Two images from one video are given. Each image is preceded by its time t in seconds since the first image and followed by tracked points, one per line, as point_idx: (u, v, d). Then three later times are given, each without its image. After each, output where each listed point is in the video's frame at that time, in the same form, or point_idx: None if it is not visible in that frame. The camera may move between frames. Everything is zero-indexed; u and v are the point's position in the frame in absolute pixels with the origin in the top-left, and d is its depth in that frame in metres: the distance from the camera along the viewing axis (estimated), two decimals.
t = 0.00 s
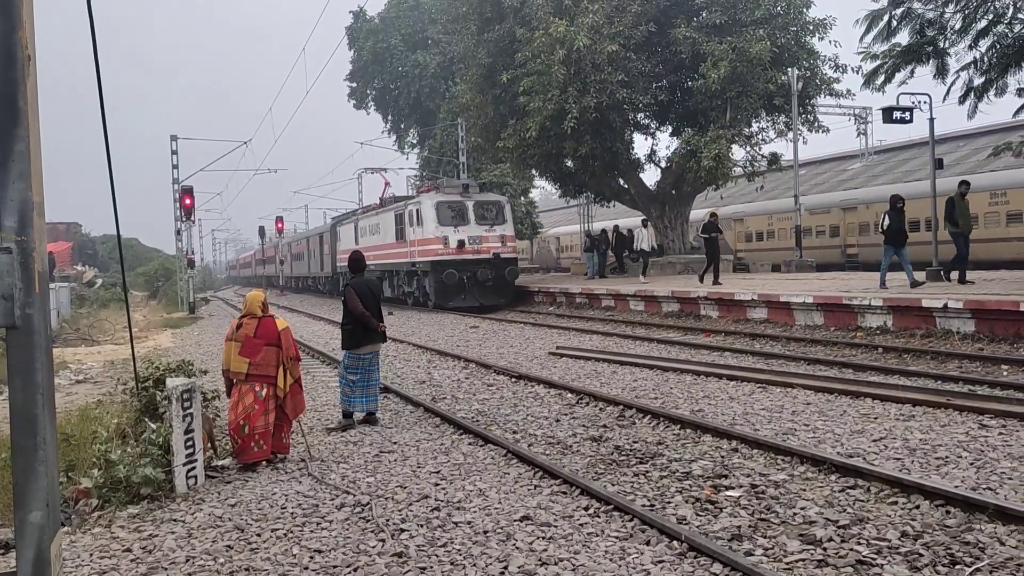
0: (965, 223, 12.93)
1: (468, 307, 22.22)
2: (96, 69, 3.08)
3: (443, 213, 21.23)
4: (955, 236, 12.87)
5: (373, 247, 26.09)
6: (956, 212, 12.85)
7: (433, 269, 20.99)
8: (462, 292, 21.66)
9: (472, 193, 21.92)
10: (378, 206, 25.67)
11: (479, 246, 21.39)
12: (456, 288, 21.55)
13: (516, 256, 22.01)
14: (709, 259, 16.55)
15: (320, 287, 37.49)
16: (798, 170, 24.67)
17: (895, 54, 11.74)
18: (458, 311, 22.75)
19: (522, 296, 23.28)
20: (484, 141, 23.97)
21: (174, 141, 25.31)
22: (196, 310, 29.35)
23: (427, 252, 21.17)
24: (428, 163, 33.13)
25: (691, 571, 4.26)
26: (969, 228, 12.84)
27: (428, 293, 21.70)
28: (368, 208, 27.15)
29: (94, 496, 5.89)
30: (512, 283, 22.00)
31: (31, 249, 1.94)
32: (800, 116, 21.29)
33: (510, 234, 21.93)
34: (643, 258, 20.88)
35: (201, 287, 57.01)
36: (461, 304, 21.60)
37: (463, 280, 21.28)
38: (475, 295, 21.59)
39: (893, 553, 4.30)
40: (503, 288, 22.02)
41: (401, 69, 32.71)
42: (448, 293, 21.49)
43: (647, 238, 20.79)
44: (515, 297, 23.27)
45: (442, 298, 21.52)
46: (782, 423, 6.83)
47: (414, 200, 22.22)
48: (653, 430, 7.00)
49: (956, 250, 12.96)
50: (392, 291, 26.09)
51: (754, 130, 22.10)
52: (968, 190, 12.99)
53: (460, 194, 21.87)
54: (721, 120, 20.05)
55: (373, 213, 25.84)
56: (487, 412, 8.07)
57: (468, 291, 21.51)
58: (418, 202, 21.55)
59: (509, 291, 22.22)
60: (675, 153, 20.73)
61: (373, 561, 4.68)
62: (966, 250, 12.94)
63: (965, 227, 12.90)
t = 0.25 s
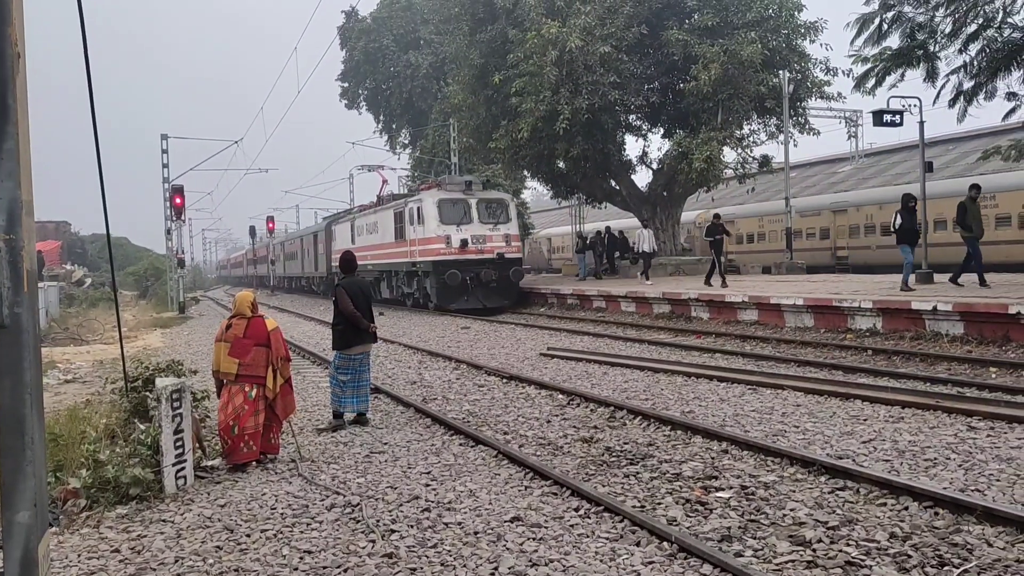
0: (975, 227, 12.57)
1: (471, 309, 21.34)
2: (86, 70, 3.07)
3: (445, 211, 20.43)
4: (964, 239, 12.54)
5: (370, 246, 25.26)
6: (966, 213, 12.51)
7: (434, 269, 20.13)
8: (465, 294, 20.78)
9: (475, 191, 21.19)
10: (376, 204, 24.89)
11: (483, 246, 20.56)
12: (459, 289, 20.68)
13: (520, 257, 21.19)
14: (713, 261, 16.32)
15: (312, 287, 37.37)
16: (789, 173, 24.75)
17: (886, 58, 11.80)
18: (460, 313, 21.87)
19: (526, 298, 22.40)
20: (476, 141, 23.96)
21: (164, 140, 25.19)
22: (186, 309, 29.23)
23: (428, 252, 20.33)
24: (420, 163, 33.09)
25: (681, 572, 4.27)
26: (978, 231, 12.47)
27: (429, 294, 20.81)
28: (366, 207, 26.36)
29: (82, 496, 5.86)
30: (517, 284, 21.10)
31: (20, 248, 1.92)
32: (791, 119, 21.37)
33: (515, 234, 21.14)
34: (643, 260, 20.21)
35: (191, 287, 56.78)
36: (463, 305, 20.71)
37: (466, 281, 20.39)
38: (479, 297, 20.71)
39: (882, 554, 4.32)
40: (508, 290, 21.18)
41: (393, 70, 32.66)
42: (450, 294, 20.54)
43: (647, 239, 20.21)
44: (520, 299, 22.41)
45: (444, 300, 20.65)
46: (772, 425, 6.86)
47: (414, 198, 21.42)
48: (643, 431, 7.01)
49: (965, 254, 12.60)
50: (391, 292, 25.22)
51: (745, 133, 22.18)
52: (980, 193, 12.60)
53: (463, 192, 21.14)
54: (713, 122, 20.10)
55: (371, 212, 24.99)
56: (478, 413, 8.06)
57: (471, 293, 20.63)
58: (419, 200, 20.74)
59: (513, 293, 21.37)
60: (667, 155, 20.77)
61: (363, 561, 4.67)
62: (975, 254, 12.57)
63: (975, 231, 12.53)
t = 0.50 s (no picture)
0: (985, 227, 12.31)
1: (474, 311, 20.64)
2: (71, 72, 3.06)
3: (448, 210, 19.71)
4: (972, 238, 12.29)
5: (370, 246, 24.51)
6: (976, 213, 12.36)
7: (437, 270, 19.45)
8: (469, 295, 20.09)
9: (479, 189, 20.46)
10: (376, 203, 24.19)
11: (487, 247, 19.84)
12: (463, 290, 19.99)
13: (526, 257, 20.46)
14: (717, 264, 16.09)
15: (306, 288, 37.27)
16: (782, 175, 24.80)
17: (876, 60, 11.86)
18: (464, 316, 21.16)
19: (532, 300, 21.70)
20: (468, 143, 23.95)
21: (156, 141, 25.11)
22: (177, 311, 29.13)
23: (431, 252, 19.64)
24: (413, 164, 33.07)
25: (673, 573, 4.27)
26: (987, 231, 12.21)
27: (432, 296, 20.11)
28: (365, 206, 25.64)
29: (73, 498, 5.84)
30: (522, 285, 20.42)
31: (8, 249, 1.91)
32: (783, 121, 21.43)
33: (520, 233, 20.40)
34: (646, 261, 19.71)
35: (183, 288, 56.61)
36: (467, 308, 20.03)
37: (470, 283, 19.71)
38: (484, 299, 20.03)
39: (872, 555, 4.34)
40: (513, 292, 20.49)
41: (386, 71, 32.62)
42: (454, 296, 19.88)
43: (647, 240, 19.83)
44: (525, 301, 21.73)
45: (447, 302, 19.95)
46: (763, 425, 6.88)
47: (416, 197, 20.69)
48: (635, 432, 7.02)
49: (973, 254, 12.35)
50: (392, 294, 24.47)
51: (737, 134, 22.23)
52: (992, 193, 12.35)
53: (466, 190, 20.43)
54: (705, 124, 20.14)
55: (371, 211, 24.24)
56: (470, 414, 8.05)
57: (475, 295, 19.95)
58: (420, 199, 20.02)
59: (519, 295, 20.68)
60: (659, 157, 20.80)
61: (354, 563, 4.66)
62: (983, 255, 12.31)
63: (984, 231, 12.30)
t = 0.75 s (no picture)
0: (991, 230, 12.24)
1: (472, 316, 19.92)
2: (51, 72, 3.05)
3: (444, 211, 19.03)
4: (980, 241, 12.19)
5: (362, 249, 23.78)
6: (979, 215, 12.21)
7: (433, 274, 18.77)
8: (465, 300, 19.39)
9: (476, 190, 19.78)
10: (369, 204, 23.47)
11: (485, 249, 19.14)
12: (459, 295, 19.29)
13: (525, 261, 19.76)
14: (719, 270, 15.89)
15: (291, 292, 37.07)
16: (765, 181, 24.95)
17: (859, 67, 11.97)
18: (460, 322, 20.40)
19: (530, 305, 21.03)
20: (453, 146, 23.92)
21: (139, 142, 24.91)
22: (160, 314, 28.91)
23: (426, 254, 18.97)
24: (398, 168, 33.00)
25: None
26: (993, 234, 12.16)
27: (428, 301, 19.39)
28: (357, 206, 24.89)
29: (52, 503, 5.78)
30: (520, 288, 19.73)
31: None
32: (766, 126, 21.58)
33: (519, 236, 19.69)
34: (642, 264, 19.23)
35: (165, 291, 56.19)
36: (464, 313, 19.33)
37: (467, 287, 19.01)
38: (481, 304, 19.35)
39: (854, 558, 4.36)
40: (512, 297, 19.82)
41: (371, 74, 32.55)
42: (450, 301, 19.19)
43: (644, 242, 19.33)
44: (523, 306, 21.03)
45: (443, 308, 19.19)
46: (747, 429, 6.90)
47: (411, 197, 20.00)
48: (619, 436, 7.03)
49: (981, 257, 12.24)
50: (384, 298, 23.71)
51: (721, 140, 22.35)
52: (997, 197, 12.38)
53: (463, 190, 19.76)
54: (689, 129, 20.25)
55: (363, 212, 23.52)
56: (454, 418, 8.03)
57: (472, 300, 19.26)
58: (416, 199, 19.35)
59: (517, 299, 20.01)
60: (644, 161, 20.87)
61: (337, 568, 4.64)
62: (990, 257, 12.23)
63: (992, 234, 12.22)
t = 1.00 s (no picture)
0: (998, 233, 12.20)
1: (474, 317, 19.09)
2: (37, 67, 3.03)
3: (445, 207, 18.16)
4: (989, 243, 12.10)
5: (359, 246, 22.93)
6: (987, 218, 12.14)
7: (433, 273, 17.97)
8: (466, 300, 18.57)
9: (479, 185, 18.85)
10: (367, 200, 22.59)
11: (487, 248, 18.21)
12: (461, 295, 18.46)
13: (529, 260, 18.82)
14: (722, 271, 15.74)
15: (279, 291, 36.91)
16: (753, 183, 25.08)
17: (847, 69, 12.05)
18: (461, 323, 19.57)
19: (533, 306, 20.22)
20: (442, 146, 23.89)
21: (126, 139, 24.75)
22: (147, 312, 28.75)
23: (425, 252, 18.16)
24: (387, 166, 32.94)
25: None
26: (1001, 236, 12.12)
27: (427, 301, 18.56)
28: (355, 202, 24.01)
29: (36, 502, 5.73)
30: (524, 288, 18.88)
31: None
32: (755, 128, 21.68)
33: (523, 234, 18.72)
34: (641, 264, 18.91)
35: (152, 289, 55.85)
36: (465, 313, 18.51)
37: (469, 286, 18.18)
38: (483, 304, 18.54)
39: (839, 558, 4.39)
40: (515, 297, 19.01)
41: (361, 72, 32.47)
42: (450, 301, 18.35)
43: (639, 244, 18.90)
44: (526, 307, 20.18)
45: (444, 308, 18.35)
46: (734, 430, 6.93)
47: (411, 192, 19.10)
48: (607, 436, 7.05)
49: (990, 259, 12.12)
50: (382, 297, 22.85)
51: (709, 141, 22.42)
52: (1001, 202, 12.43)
53: (465, 186, 18.86)
54: (678, 131, 20.30)
55: (361, 208, 22.64)
56: (442, 418, 8.03)
57: (474, 300, 18.44)
58: (416, 195, 18.52)
59: (520, 299, 19.19)
60: (632, 162, 20.91)
61: (324, 567, 4.62)
62: (999, 259, 12.13)
63: (1000, 235, 12.16)
